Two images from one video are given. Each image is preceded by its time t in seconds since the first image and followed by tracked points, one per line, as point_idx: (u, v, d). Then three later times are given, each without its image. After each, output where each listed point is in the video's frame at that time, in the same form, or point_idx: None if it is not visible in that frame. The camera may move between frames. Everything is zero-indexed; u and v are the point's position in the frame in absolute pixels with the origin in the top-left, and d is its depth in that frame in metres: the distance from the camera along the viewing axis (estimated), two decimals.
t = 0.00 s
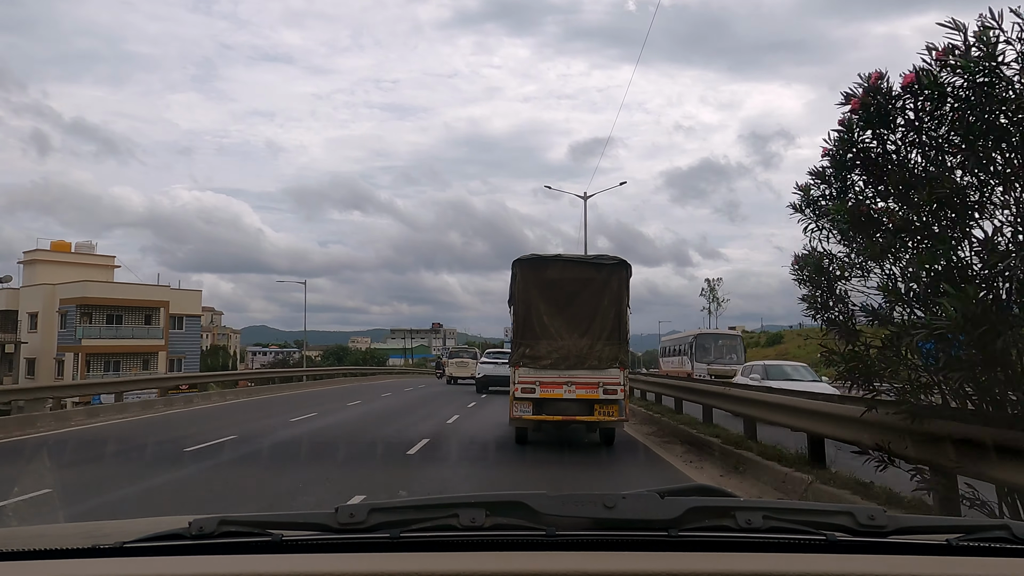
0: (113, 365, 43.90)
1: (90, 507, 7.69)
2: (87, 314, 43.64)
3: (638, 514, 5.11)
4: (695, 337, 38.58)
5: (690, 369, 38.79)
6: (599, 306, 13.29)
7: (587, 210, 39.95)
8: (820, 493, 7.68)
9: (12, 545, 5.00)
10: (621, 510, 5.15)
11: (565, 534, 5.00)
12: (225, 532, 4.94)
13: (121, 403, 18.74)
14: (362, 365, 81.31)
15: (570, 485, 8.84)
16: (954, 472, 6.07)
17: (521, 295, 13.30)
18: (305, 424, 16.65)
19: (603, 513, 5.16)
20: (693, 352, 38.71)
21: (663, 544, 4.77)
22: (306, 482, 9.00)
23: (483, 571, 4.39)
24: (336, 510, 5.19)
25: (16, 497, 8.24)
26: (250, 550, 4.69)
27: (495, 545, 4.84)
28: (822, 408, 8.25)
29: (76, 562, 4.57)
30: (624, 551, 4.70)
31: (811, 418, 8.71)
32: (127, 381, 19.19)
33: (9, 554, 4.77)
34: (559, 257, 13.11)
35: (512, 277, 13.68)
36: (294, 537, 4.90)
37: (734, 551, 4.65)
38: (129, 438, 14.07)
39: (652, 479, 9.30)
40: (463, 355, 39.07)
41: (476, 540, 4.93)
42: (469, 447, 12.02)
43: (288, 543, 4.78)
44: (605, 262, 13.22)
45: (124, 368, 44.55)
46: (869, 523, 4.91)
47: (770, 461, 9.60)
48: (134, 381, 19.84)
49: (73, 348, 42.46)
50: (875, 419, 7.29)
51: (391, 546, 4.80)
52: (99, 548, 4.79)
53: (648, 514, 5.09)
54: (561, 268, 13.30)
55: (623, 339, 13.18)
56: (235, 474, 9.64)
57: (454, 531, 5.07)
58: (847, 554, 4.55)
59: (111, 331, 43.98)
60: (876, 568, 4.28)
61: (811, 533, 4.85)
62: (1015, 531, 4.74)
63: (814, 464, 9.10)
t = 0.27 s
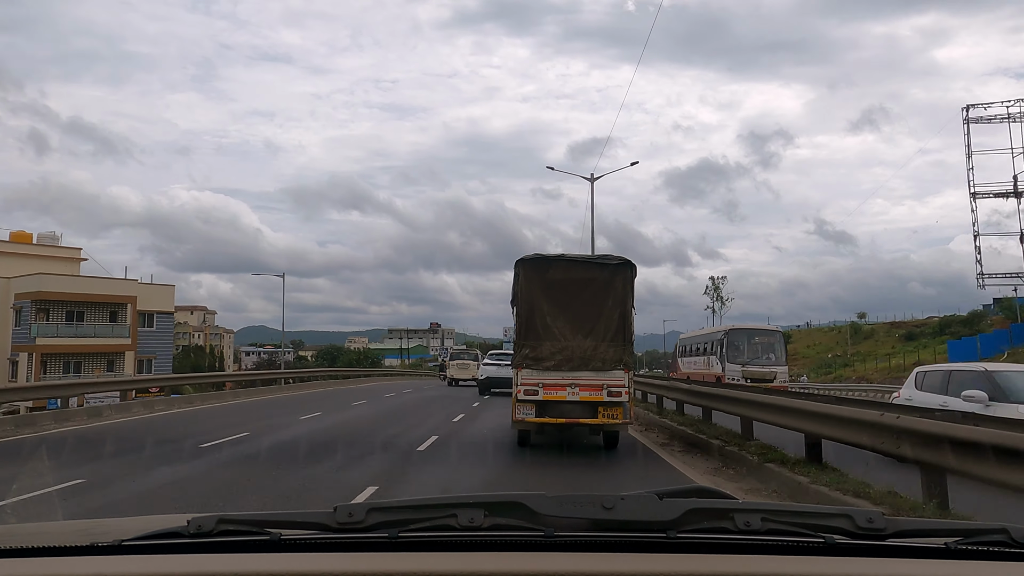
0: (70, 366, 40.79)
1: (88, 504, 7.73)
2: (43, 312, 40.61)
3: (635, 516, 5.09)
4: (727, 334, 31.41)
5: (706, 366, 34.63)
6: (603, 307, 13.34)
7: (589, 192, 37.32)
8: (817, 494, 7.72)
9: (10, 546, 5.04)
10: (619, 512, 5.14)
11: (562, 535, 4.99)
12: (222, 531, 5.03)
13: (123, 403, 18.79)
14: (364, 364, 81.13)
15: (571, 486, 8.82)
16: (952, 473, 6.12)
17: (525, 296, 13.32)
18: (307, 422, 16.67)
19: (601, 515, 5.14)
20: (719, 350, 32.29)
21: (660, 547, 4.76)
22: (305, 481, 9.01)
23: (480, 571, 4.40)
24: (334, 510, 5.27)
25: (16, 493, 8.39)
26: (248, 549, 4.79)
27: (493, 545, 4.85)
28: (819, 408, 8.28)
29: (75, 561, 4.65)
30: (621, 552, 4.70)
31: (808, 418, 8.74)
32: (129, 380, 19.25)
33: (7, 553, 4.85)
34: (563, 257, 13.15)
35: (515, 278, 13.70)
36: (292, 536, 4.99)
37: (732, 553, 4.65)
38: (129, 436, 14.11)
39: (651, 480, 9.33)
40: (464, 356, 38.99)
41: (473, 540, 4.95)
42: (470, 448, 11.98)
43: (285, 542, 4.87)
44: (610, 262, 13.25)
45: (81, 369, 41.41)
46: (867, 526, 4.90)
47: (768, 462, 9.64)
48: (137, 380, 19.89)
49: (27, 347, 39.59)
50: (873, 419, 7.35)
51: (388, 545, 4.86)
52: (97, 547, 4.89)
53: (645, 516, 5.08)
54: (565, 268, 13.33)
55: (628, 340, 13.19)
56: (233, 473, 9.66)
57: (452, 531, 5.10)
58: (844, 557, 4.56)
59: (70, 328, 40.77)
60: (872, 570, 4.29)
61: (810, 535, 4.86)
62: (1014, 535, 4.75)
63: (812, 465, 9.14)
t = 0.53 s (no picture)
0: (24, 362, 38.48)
1: (87, 501, 7.74)
2: None
3: (634, 517, 5.09)
4: (773, 326, 27.22)
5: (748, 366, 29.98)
6: (607, 304, 13.31)
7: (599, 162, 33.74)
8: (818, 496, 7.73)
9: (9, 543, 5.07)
10: (618, 513, 5.13)
11: (561, 535, 4.99)
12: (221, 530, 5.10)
13: (125, 402, 18.80)
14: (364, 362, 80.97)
15: (573, 486, 8.81)
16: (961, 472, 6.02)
17: (528, 293, 13.30)
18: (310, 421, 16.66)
19: (601, 516, 5.14)
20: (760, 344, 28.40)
21: (659, 547, 4.75)
22: (305, 480, 9.01)
23: (478, 571, 4.40)
24: (333, 509, 5.35)
25: (15, 488, 8.44)
26: (246, 547, 4.82)
27: (491, 545, 4.86)
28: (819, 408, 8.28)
29: (74, 558, 4.72)
30: (620, 552, 4.69)
31: (807, 417, 8.75)
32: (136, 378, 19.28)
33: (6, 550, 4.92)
34: (567, 253, 13.13)
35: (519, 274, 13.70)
36: (291, 535, 5.03)
37: (731, 554, 4.64)
38: (130, 433, 14.14)
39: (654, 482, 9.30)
40: (466, 355, 38.99)
41: (472, 540, 4.96)
42: (471, 448, 11.97)
43: (284, 541, 4.91)
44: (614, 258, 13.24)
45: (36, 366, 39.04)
46: (865, 528, 4.89)
47: (770, 461, 9.65)
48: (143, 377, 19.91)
49: None
50: (874, 419, 7.34)
51: (386, 544, 4.89)
52: (95, 544, 4.96)
53: (644, 517, 5.07)
54: (569, 265, 13.31)
55: (633, 338, 13.13)
56: (233, 471, 9.69)
57: (450, 531, 5.11)
58: (842, 558, 4.56)
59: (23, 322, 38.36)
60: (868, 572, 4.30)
61: (809, 537, 4.85)
62: (1013, 538, 4.74)
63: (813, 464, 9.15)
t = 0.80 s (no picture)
0: None
1: (85, 498, 7.76)
2: None
3: (633, 516, 5.10)
4: (849, 314, 22.63)
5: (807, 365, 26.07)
6: (613, 301, 13.31)
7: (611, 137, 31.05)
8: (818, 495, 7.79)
9: (9, 539, 5.09)
10: (617, 512, 5.14)
11: (560, 534, 4.99)
12: (219, 528, 5.13)
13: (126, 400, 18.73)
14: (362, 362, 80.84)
15: (575, 486, 8.81)
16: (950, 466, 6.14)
17: (533, 289, 13.28)
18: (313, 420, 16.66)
19: (599, 515, 5.15)
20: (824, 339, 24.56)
21: (658, 547, 4.75)
22: (304, 478, 9.02)
23: (477, 570, 4.40)
24: (332, 507, 5.37)
25: (15, 484, 8.49)
26: (244, 544, 4.86)
27: (489, 544, 4.86)
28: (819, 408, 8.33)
29: (73, 554, 4.73)
30: (619, 552, 4.69)
31: (806, 417, 8.83)
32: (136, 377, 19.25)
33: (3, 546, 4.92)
34: (571, 248, 13.06)
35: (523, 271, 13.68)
36: (290, 533, 5.07)
37: (730, 555, 4.65)
38: (131, 430, 14.14)
39: (653, 480, 9.37)
40: (468, 355, 38.89)
41: (470, 539, 4.97)
42: (473, 447, 11.93)
43: (281, 539, 4.95)
44: (621, 254, 13.17)
45: None
46: (864, 530, 4.89)
47: (773, 461, 9.69)
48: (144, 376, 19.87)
49: None
50: (872, 419, 7.37)
51: (384, 542, 4.91)
52: (95, 541, 4.98)
53: (643, 517, 5.08)
54: (574, 261, 13.28)
55: (640, 336, 13.11)
56: (232, 469, 9.70)
57: (449, 529, 5.13)
58: (839, 559, 4.56)
59: None
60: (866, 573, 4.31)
61: (807, 538, 4.86)
62: (1011, 540, 4.75)
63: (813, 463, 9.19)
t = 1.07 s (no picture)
0: None
1: (85, 497, 7.75)
2: None
3: (634, 517, 5.09)
4: (993, 295, 17.34)
5: (961, 375, 18.05)
6: (622, 299, 13.27)
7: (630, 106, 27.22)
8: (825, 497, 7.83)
9: (7, 539, 5.08)
10: (617, 513, 5.14)
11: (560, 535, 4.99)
12: (218, 527, 5.12)
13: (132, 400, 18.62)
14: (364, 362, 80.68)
15: (578, 486, 8.79)
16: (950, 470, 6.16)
17: (539, 289, 13.28)
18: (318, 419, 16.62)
19: (598, 515, 5.15)
20: (988, 327, 17.44)
21: (658, 547, 4.73)
22: (304, 478, 9.00)
23: (476, 570, 4.38)
24: (332, 507, 5.36)
25: (13, 483, 8.46)
26: (245, 545, 4.87)
27: (488, 545, 4.84)
28: (823, 410, 8.37)
29: (71, 553, 4.72)
30: (618, 552, 4.67)
31: (811, 419, 8.85)
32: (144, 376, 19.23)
33: None
34: (578, 247, 13.03)
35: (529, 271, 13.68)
36: (289, 532, 5.07)
37: (729, 555, 4.63)
38: (133, 430, 14.05)
39: (659, 482, 9.40)
40: (472, 357, 38.58)
41: (469, 539, 4.96)
42: (477, 448, 11.82)
43: (280, 538, 4.95)
44: (630, 252, 13.16)
45: None
46: (864, 530, 4.87)
47: (781, 463, 9.72)
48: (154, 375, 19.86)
49: None
50: (875, 421, 7.41)
51: (383, 540, 4.92)
52: (94, 541, 4.97)
53: (644, 517, 5.07)
54: (582, 259, 13.28)
55: (649, 337, 13.04)
56: (233, 468, 9.68)
57: (448, 529, 5.13)
58: (839, 560, 4.55)
59: None
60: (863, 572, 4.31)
61: (806, 539, 4.85)
62: (1011, 541, 4.74)
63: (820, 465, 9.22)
